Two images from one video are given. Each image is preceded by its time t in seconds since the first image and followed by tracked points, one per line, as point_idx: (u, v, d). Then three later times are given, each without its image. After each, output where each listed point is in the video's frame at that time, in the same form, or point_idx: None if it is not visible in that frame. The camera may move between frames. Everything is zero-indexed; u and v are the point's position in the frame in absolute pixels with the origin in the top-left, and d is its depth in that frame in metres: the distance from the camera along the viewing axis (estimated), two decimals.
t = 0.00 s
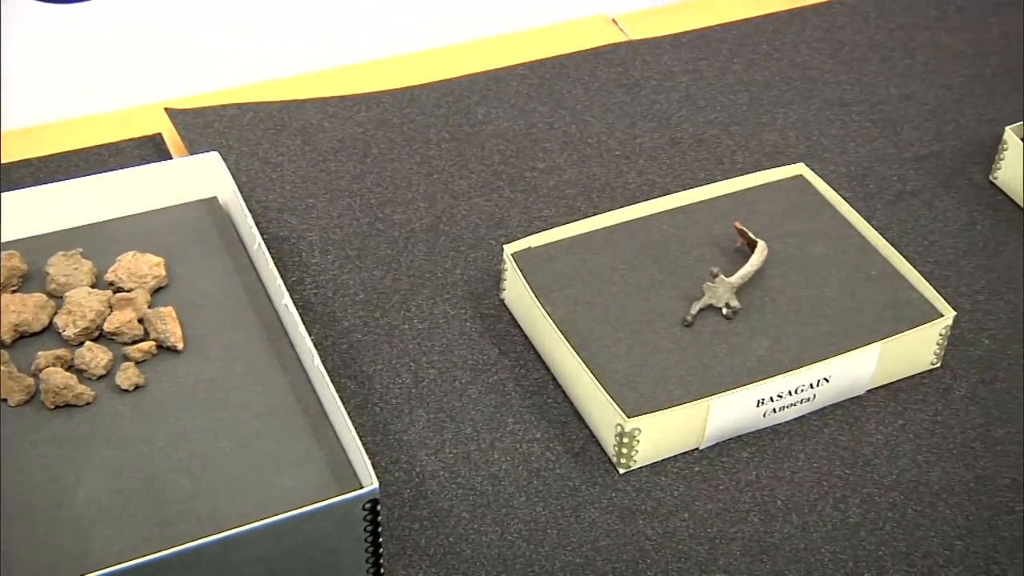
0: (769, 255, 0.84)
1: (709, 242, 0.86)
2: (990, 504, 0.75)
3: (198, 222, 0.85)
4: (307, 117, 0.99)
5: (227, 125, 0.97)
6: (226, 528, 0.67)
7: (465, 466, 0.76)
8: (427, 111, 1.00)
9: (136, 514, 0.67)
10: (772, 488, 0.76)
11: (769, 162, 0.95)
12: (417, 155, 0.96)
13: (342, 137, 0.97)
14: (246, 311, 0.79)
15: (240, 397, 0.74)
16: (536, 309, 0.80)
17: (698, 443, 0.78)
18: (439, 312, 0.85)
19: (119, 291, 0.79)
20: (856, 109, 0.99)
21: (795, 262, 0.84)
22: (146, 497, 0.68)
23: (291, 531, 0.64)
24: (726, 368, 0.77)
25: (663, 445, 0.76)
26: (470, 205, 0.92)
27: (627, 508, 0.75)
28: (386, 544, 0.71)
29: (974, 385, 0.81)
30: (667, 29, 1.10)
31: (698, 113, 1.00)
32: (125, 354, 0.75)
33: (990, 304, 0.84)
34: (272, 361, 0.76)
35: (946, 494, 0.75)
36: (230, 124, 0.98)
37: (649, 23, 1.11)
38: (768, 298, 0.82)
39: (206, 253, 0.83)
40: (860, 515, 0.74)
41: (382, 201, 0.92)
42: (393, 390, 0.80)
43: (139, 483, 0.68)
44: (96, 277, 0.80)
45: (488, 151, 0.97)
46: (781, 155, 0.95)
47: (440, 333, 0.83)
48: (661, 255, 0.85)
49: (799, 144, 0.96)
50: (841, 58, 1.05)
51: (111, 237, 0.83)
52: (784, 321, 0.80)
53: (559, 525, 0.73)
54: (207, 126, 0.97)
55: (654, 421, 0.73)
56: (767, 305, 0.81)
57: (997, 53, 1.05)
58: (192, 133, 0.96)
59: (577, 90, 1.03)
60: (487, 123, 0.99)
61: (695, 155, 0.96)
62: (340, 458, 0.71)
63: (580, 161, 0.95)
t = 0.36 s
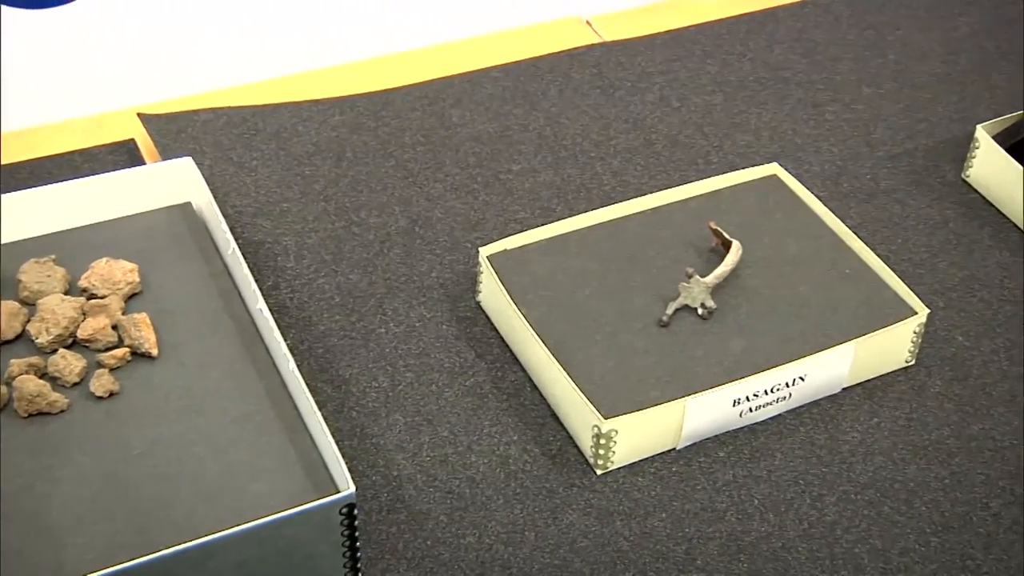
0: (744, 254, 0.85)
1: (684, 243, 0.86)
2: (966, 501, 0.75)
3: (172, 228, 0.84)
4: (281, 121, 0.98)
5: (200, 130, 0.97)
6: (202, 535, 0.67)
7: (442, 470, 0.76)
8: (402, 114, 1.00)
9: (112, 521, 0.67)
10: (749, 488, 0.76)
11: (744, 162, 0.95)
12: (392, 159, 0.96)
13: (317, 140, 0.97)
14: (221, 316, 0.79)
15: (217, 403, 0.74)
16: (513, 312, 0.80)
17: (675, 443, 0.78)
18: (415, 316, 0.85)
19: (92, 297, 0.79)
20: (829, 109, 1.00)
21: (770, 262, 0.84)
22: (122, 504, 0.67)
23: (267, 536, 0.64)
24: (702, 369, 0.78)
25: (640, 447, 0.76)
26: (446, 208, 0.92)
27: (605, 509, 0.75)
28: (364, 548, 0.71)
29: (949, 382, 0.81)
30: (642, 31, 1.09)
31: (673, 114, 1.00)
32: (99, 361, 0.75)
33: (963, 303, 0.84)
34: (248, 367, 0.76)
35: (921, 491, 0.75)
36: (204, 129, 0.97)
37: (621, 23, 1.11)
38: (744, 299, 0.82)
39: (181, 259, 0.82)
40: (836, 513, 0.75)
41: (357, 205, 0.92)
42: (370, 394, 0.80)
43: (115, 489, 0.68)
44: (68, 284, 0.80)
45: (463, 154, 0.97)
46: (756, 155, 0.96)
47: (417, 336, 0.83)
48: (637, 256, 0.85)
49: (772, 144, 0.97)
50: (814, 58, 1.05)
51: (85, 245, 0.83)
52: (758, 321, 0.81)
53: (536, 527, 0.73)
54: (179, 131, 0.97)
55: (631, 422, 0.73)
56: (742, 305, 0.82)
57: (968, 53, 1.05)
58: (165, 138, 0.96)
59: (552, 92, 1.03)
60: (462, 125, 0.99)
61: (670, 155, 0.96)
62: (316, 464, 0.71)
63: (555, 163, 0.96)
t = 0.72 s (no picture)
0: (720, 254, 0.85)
1: (660, 244, 0.86)
2: (942, 497, 0.74)
3: (147, 234, 0.84)
4: (255, 125, 0.99)
5: (175, 135, 0.97)
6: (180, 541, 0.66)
7: (420, 473, 0.76)
8: (377, 117, 1.00)
9: (90, 528, 0.65)
10: (727, 487, 0.76)
11: (720, 162, 0.96)
12: (368, 162, 0.96)
13: (293, 144, 0.97)
14: (196, 322, 0.79)
15: (194, 409, 0.73)
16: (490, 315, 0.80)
17: (653, 444, 0.78)
18: (392, 319, 0.84)
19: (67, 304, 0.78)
20: (804, 109, 1.00)
21: (745, 262, 0.85)
22: (100, 509, 0.66)
23: (246, 541, 0.64)
24: (680, 369, 0.78)
25: (618, 448, 0.77)
26: (422, 211, 0.92)
27: (583, 511, 0.75)
28: (342, 552, 0.71)
29: (924, 379, 0.81)
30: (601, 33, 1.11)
31: (649, 114, 1.00)
32: (74, 368, 0.74)
33: (960, 300, 0.82)
34: (224, 373, 0.76)
35: (899, 488, 0.75)
36: (178, 134, 0.97)
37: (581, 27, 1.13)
38: (720, 299, 0.82)
39: (157, 264, 0.82)
40: (813, 512, 0.75)
41: (333, 209, 0.92)
42: (347, 398, 0.80)
43: (93, 495, 0.66)
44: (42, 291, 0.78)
45: (439, 156, 0.97)
46: (731, 155, 0.96)
47: (394, 339, 0.83)
48: (614, 257, 0.85)
49: (748, 144, 0.97)
50: (788, 58, 1.06)
51: (62, 251, 0.82)
52: (734, 321, 0.81)
53: (515, 529, 0.73)
54: (153, 136, 0.97)
55: (608, 422, 0.73)
56: (719, 306, 0.82)
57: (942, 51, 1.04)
58: (140, 144, 0.96)
59: (527, 94, 1.03)
60: (438, 128, 0.99)
61: (647, 156, 0.96)
62: (293, 468, 0.72)
63: (532, 164, 0.96)
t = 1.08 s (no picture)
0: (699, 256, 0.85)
1: (640, 245, 0.86)
2: (922, 496, 0.73)
3: (125, 239, 0.84)
4: (234, 131, 0.99)
5: (154, 142, 0.97)
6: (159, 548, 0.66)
7: (401, 477, 0.76)
8: (356, 121, 1.00)
9: (66, 537, 0.66)
10: (707, 488, 0.77)
11: (698, 164, 0.96)
12: (347, 167, 0.96)
13: (271, 149, 0.97)
14: (175, 327, 0.78)
15: (174, 414, 0.73)
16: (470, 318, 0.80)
17: (634, 445, 0.78)
18: (372, 323, 0.84)
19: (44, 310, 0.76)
20: (781, 110, 1.01)
21: (725, 263, 0.85)
22: (78, 519, 0.66)
23: (224, 548, 0.64)
24: (660, 370, 0.78)
25: (599, 450, 0.77)
26: (401, 215, 0.92)
27: (565, 513, 0.75)
28: (324, 558, 0.71)
29: (903, 378, 0.81)
30: (582, 36, 1.12)
31: (627, 117, 1.01)
32: (52, 375, 0.73)
33: (937, 298, 0.81)
34: (203, 379, 0.75)
35: (878, 488, 0.75)
36: (156, 140, 0.97)
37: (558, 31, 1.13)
38: (700, 301, 0.82)
39: (135, 271, 0.82)
40: (794, 511, 0.75)
41: (312, 214, 0.92)
42: (328, 403, 0.79)
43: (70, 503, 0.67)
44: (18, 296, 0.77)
45: (418, 161, 0.97)
46: (710, 157, 0.97)
47: (374, 344, 0.83)
48: (593, 259, 0.85)
49: (726, 146, 0.98)
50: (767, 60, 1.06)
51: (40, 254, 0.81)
52: (714, 322, 0.81)
53: (496, 532, 0.73)
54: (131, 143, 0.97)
55: (588, 424, 0.74)
56: (698, 307, 0.82)
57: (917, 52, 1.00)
58: (117, 150, 0.96)
59: (506, 97, 1.03)
60: (417, 132, 0.99)
61: (626, 158, 0.96)
62: (273, 472, 0.71)
63: (511, 168, 0.96)
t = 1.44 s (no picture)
0: (678, 258, 0.85)
1: (620, 248, 0.86)
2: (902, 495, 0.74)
3: (103, 245, 0.84)
4: (212, 136, 0.98)
5: (132, 148, 0.97)
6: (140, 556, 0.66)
7: (383, 481, 0.76)
8: (335, 125, 1.00)
9: (44, 546, 0.65)
10: (688, 489, 0.77)
11: (678, 165, 0.96)
12: (326, 171, 0.96)
13: (250, 154, 0.97)
14: (154, 334, 0.78)
15: (153, 421, 0.73)
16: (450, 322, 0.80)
17: (615, 447, 0.78)
18: (353, 327, 0.84)
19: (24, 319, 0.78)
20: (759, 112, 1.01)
21: (704, 265, 0.85)
22: (56, 527, 0.66)
23: (208, 554, 0.64)
24: (640, 371, 0.78)
25: (580, 452, 0.77)
26: (381, 219, 0.92)
27: (546, 516, 0.75)
28: (305, 564, 0.71)
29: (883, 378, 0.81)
30: (571, 37, 1.12)
31: (606, 120, 1.01)
32: (31, 383, 0.74)
33: (916, 298, 0.82)
34: (182, 385, 0.75)
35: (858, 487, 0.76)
36: (134, 146, 0.97)
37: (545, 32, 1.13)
38: (679, 302, 0.82)
39: (114, 278, 0.82)
40: (774, 512, 0.75)
41: (291, 218, 0.91)
42: (308, 407, 0.79)
43: (48, 512, 0.66)
44: None
45: (398, 165, 0.97)
46: (689, 158, 0.97)
47: (354, 348, 0.83)
48: (573, 262, 0.85)
49: (705, 148, 0.98)
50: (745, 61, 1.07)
51: (19, 264, 0.82)
52: (693, 322, 0.81)
53: (478, 536, 0.73)
54: (109, 149, 0.96)
55: (569, 427, 0.74)
56: (678, 308, 0.82)
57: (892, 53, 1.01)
58: (94, 155, 0.95)
59: (485, 101, 1.03)
60: (396, 136, 0.99)
61: (606, 161, 0.97)
62: (255, 477, 0.70)
63: (490, 171, 0.96)
